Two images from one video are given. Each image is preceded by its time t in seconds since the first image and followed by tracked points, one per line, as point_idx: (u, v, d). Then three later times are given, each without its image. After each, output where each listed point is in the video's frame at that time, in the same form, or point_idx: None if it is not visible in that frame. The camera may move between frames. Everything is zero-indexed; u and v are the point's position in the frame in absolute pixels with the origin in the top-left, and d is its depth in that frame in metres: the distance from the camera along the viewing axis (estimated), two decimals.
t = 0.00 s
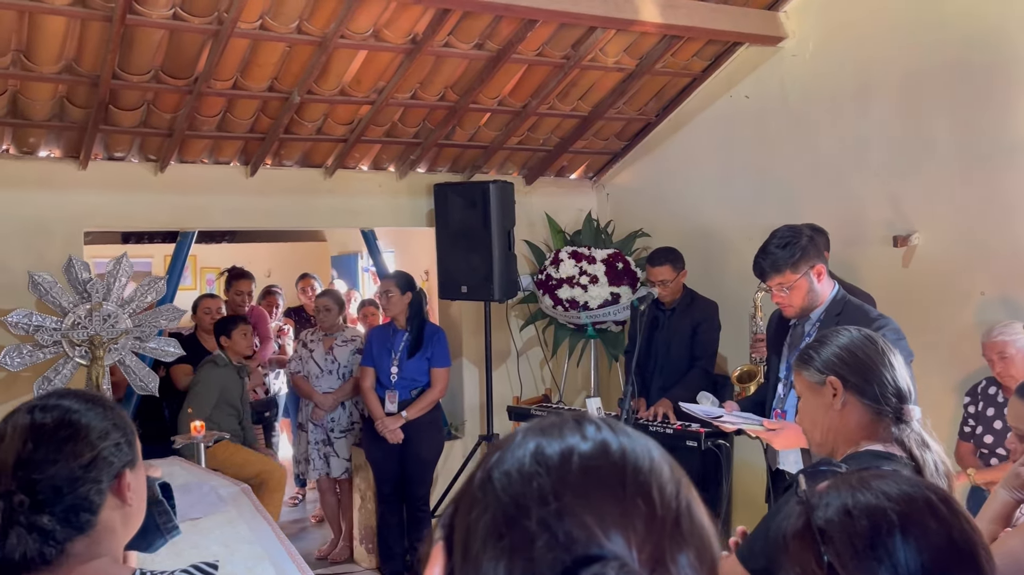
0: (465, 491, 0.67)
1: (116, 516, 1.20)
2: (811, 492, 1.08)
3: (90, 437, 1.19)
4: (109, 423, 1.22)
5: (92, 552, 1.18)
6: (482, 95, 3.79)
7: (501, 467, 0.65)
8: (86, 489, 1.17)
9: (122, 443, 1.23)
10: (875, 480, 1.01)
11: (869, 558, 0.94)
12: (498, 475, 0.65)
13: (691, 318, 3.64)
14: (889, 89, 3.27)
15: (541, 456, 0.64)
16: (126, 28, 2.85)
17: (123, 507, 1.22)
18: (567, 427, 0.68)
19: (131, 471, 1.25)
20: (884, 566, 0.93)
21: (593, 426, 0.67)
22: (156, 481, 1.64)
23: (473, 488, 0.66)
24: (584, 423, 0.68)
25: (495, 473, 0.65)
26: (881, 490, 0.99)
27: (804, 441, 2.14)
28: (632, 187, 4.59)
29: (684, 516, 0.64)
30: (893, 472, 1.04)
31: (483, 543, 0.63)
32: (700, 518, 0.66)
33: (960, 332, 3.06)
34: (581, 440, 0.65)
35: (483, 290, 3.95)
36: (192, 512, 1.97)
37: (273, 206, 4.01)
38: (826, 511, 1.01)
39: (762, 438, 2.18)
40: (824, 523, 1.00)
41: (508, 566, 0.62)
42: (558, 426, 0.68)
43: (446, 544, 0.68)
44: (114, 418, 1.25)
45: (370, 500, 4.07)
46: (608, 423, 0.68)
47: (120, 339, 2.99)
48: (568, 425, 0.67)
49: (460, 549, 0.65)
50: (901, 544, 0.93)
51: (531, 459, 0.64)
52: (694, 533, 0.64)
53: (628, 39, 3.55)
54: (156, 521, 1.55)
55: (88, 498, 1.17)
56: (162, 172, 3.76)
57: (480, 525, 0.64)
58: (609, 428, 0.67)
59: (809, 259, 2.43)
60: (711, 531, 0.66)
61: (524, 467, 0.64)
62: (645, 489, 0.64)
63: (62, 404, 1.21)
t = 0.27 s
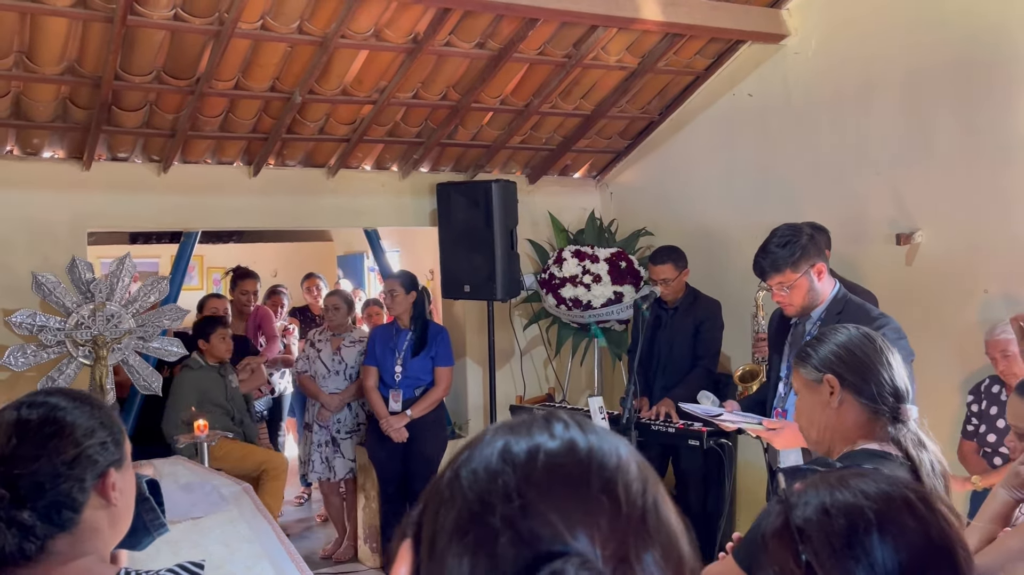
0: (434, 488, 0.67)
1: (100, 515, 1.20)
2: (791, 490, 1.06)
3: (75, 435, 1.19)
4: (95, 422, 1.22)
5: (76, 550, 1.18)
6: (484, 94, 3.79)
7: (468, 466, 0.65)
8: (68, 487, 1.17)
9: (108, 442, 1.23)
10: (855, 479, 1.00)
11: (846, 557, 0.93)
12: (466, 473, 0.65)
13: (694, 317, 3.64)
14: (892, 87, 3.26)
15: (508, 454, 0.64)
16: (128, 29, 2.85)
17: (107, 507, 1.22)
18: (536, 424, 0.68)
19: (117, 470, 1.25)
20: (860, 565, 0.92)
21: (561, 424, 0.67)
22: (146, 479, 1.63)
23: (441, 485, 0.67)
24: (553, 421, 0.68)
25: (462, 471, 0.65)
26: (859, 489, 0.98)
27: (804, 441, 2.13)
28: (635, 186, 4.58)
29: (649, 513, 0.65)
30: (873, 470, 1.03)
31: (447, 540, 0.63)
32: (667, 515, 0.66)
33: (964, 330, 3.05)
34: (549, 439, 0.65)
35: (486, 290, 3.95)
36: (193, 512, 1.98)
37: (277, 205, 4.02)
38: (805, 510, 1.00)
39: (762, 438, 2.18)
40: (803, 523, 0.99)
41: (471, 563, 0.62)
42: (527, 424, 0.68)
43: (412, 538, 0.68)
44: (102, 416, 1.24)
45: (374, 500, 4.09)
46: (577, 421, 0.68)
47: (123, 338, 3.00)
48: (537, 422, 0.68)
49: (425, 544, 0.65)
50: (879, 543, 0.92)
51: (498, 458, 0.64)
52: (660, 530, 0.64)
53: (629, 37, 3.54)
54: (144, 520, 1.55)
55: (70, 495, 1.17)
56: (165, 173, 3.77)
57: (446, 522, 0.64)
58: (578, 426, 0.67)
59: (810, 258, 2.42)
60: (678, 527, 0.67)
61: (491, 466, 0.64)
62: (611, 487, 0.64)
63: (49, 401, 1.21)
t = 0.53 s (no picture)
0: (403, 486, 0.67)
1: (86, 511, 1.21)
2: (766, 486, 1.05)
3: (61, 431, 1.20)
4: (82, 419, 1.23)
5: (62, 546, 1.18)
6: (485, 94, 3.79)
7: (437, 463, 0.66)
8: (53, 483, 1.17)
9: (94, 440, 1.24)
10: (830, 475, 0.99)
11: (819, 553, 0.93)
12: (434, 470, 0.66)
13: (695, 315, 3.64)
14: (892, 84, 3.25)
15: (476, 451, 0.65)
16: (128, 30, 2.86)
17: (92, 503, 1.22)
18: (505, 423, 0.69)
19: (104, 468, 1.26)
20: (835, 561, 0.92)
21: (530, 421, 0.68)
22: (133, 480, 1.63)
23: (410, 481, 0.67)
24: (522, 418, 0.69)
25: (431, 468, 0.66)
26: (834, 485, 0.97)
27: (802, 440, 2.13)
28: (637, 184, 4.58)
29: (616, 509, 0.65)
30: (850, 467, 1.03)
31: (413, 536, 0.64)
32: (634, 513, 0.66)
33: (966, 327, 3.04)
34: (517, 435, 0.66)
35: (488, 288, 3.95)
36: (193, 510, 1.99)
37: (278, 205, 4.03)
38: (779, 506, 0.98)
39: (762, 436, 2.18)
40: (777, 519, 0.98)
41: (436, 560, 0.62)
42: (497, 421, 0.69)
43: (381, 537, 0.69)
44: (89, 414, 1.26)
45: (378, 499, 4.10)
46: (547, 419, 0.69)
47: (126, 338, 3.01)
48: (507, 420, 0.68)
49: (393, 542, 0.66)
50: (851, 538, 0.92)
51: (466, 454, 0.65)
52: (627, 528, 0.65)
53: (630, 35, 3.54)
54: (132, 520, 1.56)
55: (55, 491, 1.17)
56: (167, 173, 3.78)
57: (412, 518, 0.65)
58: (547, 424, 0.68)
59: (809, 256, 2.42)
60: (645, 525, 0.67)
61: (459, 462, 0.65)
62: (577, 483, 0.64)
63: (36, 398, 1.22)
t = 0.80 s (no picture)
0: (378, 482, 0.69)
1: (76, 508, 1.22)
2: (746, 482, 1.05)
3: (50, 427, 1.20)
4: (72, 415, 1.24)
5: (52, 542, 1.19)
6: (485, 92, 3.80)
7: (411, 460, 0.67)
8: (43, 479, 1.18)
9: (84, 436, 1.24)
10: (808, 471, 1.00)
11: (797, 548, 0.93)
12: (407, 467, 0.67)
13: (696, 313, 3.64)
14: (892, 81, 3.25)
15: (449, 448, 0.67)
16: (127, 30, 2.88)
17: (82, 500, 1.23)
18: (480, 419, 0.70)
19: (94, 464, 1.26)
20: (812, 556, 0.92)
21: (505, 419, 0.70)
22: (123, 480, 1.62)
23: (384, 478, 0.69)
24: (497, 416, 0.70)
25: (405, 465, 0.67)
26: (812, 481, 0.98)
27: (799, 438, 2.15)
28: (638, 183, 4.58)
29: (587, 506, 0.67)
30: (828, 463, 1.04)
31: (385, 533, 0.65)
32: (605, 510, 0.68)
33: (966, 324, 3.04)
34: (491, 432, 0.68)
35: (489, 287, 3.96)
36: (194, 508, 2.00)
37: (279, 204, 4.03)
38: (758, 502, 0.99)
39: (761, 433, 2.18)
40: (756, 514, 0.98)
41: (407, 555, 0.64)
42: (472, 419, 0.70)
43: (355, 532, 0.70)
44: (79, 411, 1.26)
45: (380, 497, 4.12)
46: (522, 416, 0.71)
47: (128, 337, 3.02)
48: (482, 417, 0.70)
49: (366, 537, 0.67)
50: (828, 533, 0.92)
51: (440, 451, 0.67)
52: (597, 525, 0.66)
53: (629, 33, 3.54)
54: (121, 524, 1.55)
55: (45, 487, 1.18)
56: (168, 173, 3.79)
57: (385, 515, 0.66)
58: (521, 421, 0.70)
59: (808, 253, 2.42)
60: (615, 522, 0.69)
61: (432, 458, 0.66)
62: (548, 480, 0.66)
63: (25, 395, 1.22)
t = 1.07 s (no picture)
0: (354, 478, 0.71)
1: (65, 505, 1.22)
2: (722, 479, 1.04)
3: (39, 424, 1.20)
4: (61, 413, 1.24)
5: (41, 539, 1.19)
6: (483, 91, 3.80)
7: (385, 455, 0.69)
8: (31, 475, 1.19)
9: (73, 434, 1.24)
10: (787, 466, 1.01)
11: (780, 543, 0.92)
12: (381, 463, 0.69)
13: (694, 311, 3.64)
14: (889, 78, 3.25)
15: (422, 443, 0.68)
16: (124, 30, 2.88)
17: (72, 497, 1.23)
18: (455, 416, 0.72)
19: (83, 461, 1.27)
20: (794, 551, 0.91)
21: (479, 415, 0.72)
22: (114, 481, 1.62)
23: (359, 474, 0.70)
24: (471, 412, 0.72)
25: (379, 460, 0.69)
26: (792, 476, 0.98)
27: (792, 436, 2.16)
28: (637, 180, 4.57)
29: (558, 502, 0.67)
30: (805, 458, 1.05)
31: (357, 527, 0.66)
32: (578, 507, 0.68)
33: (964, 321, 3.05)
34: (464, 429, 0.69)
35: (487, 286, 3.96)
36: (193, 507, 2.01)
37: (278, 203, 4.04)
38: (739, 499, 0.98)
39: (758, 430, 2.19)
40: (737, 511, 0.97)
41: (377, 550, 0.65)
42: (447, 415, 0.72)
43: (331, 527, 0.72)
44: (68, 408, 1.26)
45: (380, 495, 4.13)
46: (496, 413, 0.72)
47: (127, 337, 3.02)
48: (456, 415, 0.72)
49: (339, 531, 0.68)
50: (809, 528, 0.93)
51: (412, 446, 0.68)
52: (569, 521, 0.67)
53: (627, 31, 3.54)
54: (110, 524, 1.55)
55: (34, 483, 1.19)
56: (167, 172, 3.79)
57: (358, 510, 0.67)
58: (494, 417, 0.71)
59: (805, 250, 2.42)
60: (589, 518, 0.69)
61: (404, 454, 0.68)
62: (518, 474, 0.67)
63: (15, 393, 1.22)
